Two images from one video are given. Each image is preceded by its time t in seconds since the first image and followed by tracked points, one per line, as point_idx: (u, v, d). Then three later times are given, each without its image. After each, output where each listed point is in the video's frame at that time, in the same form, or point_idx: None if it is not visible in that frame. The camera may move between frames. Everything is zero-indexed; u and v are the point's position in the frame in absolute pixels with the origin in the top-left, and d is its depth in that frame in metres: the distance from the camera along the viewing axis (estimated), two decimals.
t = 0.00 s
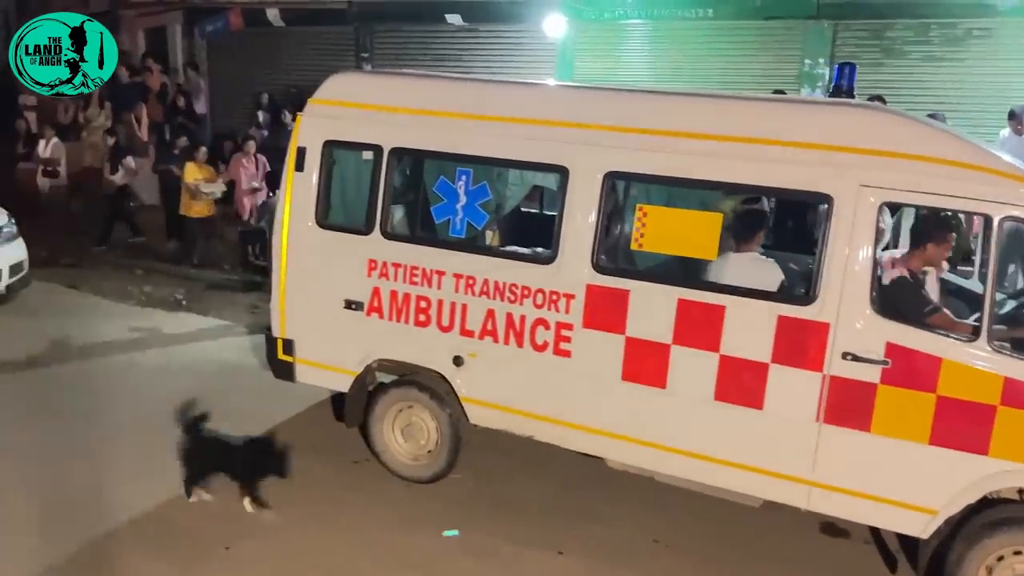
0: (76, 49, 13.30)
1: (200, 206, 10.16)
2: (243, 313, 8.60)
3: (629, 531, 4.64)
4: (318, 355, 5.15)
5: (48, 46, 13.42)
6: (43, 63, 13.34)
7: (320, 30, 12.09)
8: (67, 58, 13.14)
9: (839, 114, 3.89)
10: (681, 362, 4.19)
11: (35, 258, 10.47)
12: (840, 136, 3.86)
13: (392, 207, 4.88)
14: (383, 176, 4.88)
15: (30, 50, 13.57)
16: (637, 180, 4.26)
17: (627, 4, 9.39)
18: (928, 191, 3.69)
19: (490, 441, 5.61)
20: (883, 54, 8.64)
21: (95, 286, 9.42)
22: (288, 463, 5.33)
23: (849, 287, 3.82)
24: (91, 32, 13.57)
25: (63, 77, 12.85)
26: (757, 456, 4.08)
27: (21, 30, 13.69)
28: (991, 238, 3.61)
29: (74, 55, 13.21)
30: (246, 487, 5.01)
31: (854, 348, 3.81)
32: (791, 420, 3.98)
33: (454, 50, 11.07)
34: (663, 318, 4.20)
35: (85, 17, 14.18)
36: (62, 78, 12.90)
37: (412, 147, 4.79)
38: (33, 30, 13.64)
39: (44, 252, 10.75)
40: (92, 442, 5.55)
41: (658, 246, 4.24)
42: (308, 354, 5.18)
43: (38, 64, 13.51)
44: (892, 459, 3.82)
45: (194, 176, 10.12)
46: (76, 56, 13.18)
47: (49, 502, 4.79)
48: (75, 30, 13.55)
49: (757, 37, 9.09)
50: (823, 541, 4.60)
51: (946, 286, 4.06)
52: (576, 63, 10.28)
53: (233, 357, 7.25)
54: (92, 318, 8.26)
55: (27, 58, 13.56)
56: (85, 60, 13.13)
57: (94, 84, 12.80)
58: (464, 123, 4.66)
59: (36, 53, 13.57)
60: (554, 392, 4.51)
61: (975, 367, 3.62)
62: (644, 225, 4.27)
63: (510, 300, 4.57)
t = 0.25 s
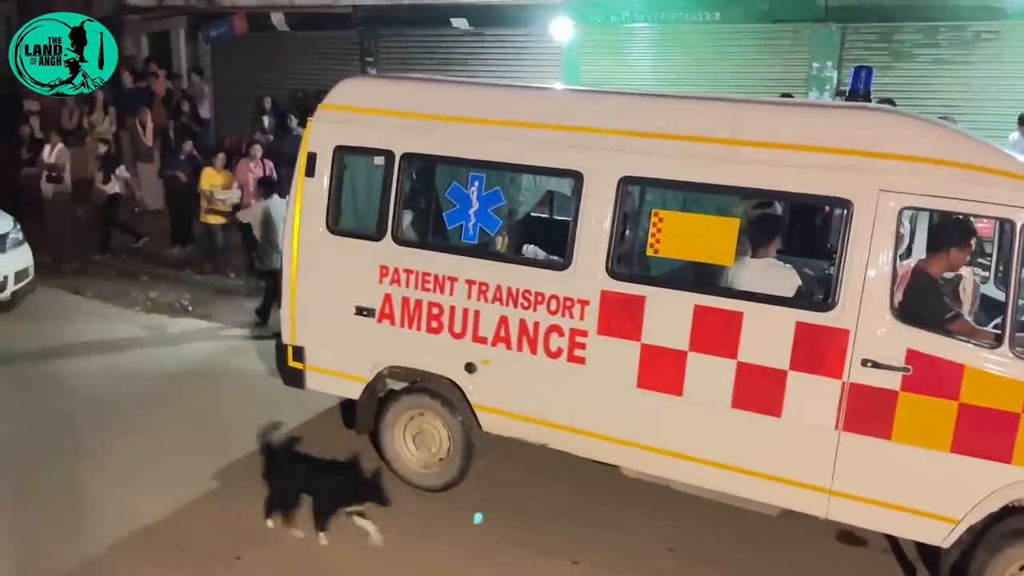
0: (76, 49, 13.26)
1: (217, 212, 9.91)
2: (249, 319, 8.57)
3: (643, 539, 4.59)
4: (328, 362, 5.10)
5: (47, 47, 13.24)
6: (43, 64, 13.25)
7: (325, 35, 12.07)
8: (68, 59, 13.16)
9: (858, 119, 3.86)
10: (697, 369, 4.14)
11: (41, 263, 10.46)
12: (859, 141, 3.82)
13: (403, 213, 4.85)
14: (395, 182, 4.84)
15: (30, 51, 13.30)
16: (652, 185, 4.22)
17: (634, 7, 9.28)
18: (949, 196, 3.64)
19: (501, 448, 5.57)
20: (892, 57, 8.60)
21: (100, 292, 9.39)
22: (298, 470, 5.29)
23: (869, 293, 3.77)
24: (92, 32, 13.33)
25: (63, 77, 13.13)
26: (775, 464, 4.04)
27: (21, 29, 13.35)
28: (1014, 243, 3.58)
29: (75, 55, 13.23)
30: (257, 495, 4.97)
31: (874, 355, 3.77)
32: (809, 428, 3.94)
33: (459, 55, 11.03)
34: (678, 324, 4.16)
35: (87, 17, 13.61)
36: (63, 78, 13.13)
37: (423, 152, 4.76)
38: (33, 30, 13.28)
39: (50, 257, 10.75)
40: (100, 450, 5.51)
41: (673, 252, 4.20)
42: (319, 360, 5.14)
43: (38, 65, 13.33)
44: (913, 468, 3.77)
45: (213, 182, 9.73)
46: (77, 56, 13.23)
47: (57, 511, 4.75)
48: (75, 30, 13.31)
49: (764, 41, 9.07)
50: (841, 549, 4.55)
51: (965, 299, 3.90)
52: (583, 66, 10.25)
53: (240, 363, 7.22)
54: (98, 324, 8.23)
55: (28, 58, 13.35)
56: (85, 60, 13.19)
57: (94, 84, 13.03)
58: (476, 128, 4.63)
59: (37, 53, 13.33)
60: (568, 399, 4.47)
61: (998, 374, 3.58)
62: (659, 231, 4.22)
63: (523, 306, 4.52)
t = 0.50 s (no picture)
0: (76, 49, 13.64)
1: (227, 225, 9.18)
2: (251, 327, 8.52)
3: (655, 549, 4.53)
4: (335, 371, 5.05)
5: (48, 47, 13.52)
6: (43, 64, 13.30)
7: (325, 41, 12.04)
8: (67, 57, 13.51)
9: (872, 122, 3.81)
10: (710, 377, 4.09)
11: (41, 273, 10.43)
12: (873, 144, 3.77)
13: (410, 220, 4.80)
14: (401, 188, 4.79)
15: (30, 51, 13.54)
16: (663, 190, 4.17)
17: (635, 11, 9.29)
18: (966, 199, 3.60)
19: (509, 457, 5.51)
20: (896, 60, 8.57)
21: (101, 301, 9.34)
22: (305, 481, 5.23)
23: (885, 298, 3.73)
24: (92, 32, 13.75)
25: (63, 77, 13.15)
26: (790, 472, 3.98)
27: (20, 30, 13.62)
28: None
29: (75, 55, 13.62)
30: (263, 506, 4.91)
31: (890, 361, 3.72)
32: (824, 435, 3.89)
33: (461, 60, 11.00)
34: (691, 331, 4.11)
35: (86, 16, 13.97)
36: (62, 78, 13.22)
37: (430, 158, 4.71)
38: (32, 30, 13.61)
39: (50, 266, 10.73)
40: (104, 460, 5.45)
41: (684, 258, 4.15)
42: (325, 369, 5.08)
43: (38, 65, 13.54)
44: (930, 475, 3.72)
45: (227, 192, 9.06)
46: (77, 57, 13.58)
47: (61, 524, 4.69)
48: (74, 29, 13.75)
49: (766, 44, 9.05)
50: (855, 557, 4.49)
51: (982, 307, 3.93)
52: (584, 71, 10.21)
53: (243, 372, 7.16)
54: (100, 333, 8.18)
55: (27, 58, 13.52)
56: (85, 60, 13.61)
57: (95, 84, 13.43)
58: (483, 134, 4.58)
59: (37, 53, 13.56)
60: (578, 407, 4.42)
61: (1018, 380, 3.52)
62: (670, 236, 4.18)
63: (532, 313, 4.47)
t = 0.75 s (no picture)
0: (76, 49, 13.60)
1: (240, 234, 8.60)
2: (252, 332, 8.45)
3: (667, 555, 4.45)
4: (339, 376, 4.97)
5: (48, 46, 13.54)
6: (43, 63, 13.54)
7: (324, 45, 11.98)
8: (67, 57, 13.52)
9: (885, 118, 3.75)
10: (722, 379, 4.02)
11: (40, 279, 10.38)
12: (887, 140, 3.70)
13: (414, 222, 4.73)
14: (405, 190, 4.72)
15: (30, 50, 13.62)
16: (673, 189, 4.10)
17: (635, 12, 9.24)
18: (983, 196, 3.53)
19: (516, 462, 5.43)
20: (900, 58, 8.50)
21: (101, 307, 9.27)
22: (309, 487, 5.15)
23: (901, 297, 3.66)
24: (92, 32, 13.59)
25: (63, 76, 13.46)
26: (805, 475, 3.91)
27: (21, 29, 13.65)
28: None
29: (75, 54, 13.60)
30: (267, 513, 4.83)
31: (907, 361, 3.65)
32: (840, 437, 3.81)
33: (461, 62, 10.94)
34: (702, 333, 4.04)
35: (88, 17, 13.75)
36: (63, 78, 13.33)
37: (434, 159, 4.65)
38: (33, 30, 13.58)
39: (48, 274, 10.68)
40: (104, 468, 5.37)
41: (694, 258, 4.08)
42: (328, 375, 5.00)
43: (38, 64, 13.64)
44: (949, 477, 3.65)
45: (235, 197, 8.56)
46: (77, 56, 13.60)
47: (61, 533, 4.61)
48: (75, 30, 13.53)
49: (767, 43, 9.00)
50: (870, 561, 4.42)
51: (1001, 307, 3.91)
52: (585, 72, 10.15)
53: (245, 378, 7.09)
54: (99, 339, 8.11)
55: (27, 58, 13.64)
56: (85, 59, 13.60)
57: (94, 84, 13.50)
58: (489, 133, 4.52)
59: (36, 52, 13.63)
60: (588, 411, 4.34)
61: None
62: (679, 236, 4.11)
63: (539, 316, 4.39)
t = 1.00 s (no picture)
0: (76, 49, 13.28)
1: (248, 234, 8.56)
2: (249, 338, 8.35)
3: (675, 560, 4.36)
4: (338, 382, 4.87)
5: (48, 47, 13.06)
6: (43, 64, 13.01)
7: (319, 47, 11.86)
8: (67, 58, 13.19)
9: (897, 112, 3.66)
10: (731, 380, 3.93)
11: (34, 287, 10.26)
12: (899, 134, 3.62)
13: (414, 224, 4.64)
14: (405, 191, 4.63)
15: (30, 51, 13.03)
16: (679, 187, 4.01)
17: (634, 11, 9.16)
18: (999, 190, 3.45)
19: (519, 467, 5.34)
20: (900, 54, 8.39)
21: (95, 313, 9.15)
22: (309, 495, 5.05)
23: (915, 295, 3.57)
24: (92, 32, 13.26)
25: (64, 77, 13.00)
26: (817, 478, 3.82)
27: (21, 29, 13.07)
28: None
29: (75, 55, 13.30)
30: (266, 521, 4.73)
31: (922, 361, 3.56)
32: (853, 439, 3.73)
33: (457, 63, 10.83)
34: (711, 334, 3.95)
35: (88, 15, 13.44)
36: (63, 78, 13.02)
37: (434, 159, 4.55)
38: (33, 30, 13.04)
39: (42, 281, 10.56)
40: (100, 477, 5.26)
41: (702, 257, 3.99)
42: (328, 380, 4.90)
43: (38, 65, 13.10)
44: (965, 479, 3.56)
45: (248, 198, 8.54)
46: (77, 56, 13.30)
47: (56, 544, 4.50)
48: (74, 30, 13.21)
49: (766, 41, 8.90)
50: (883, 565, 4.33)
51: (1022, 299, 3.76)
52: (583, 71, 10.04)
53: (243, 383, 6.98)
54: (94, 346, 7.99)
55: (28, 58, 13.07)
56: (85, 60, 13.30)
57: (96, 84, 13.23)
58: (490, 132, 4.42)
59: (37, 53, 13.07)
60: (594, 414, 4.25)
61: None
62: (687, 235, 4.02)
63: (544, 318, 4.30)
